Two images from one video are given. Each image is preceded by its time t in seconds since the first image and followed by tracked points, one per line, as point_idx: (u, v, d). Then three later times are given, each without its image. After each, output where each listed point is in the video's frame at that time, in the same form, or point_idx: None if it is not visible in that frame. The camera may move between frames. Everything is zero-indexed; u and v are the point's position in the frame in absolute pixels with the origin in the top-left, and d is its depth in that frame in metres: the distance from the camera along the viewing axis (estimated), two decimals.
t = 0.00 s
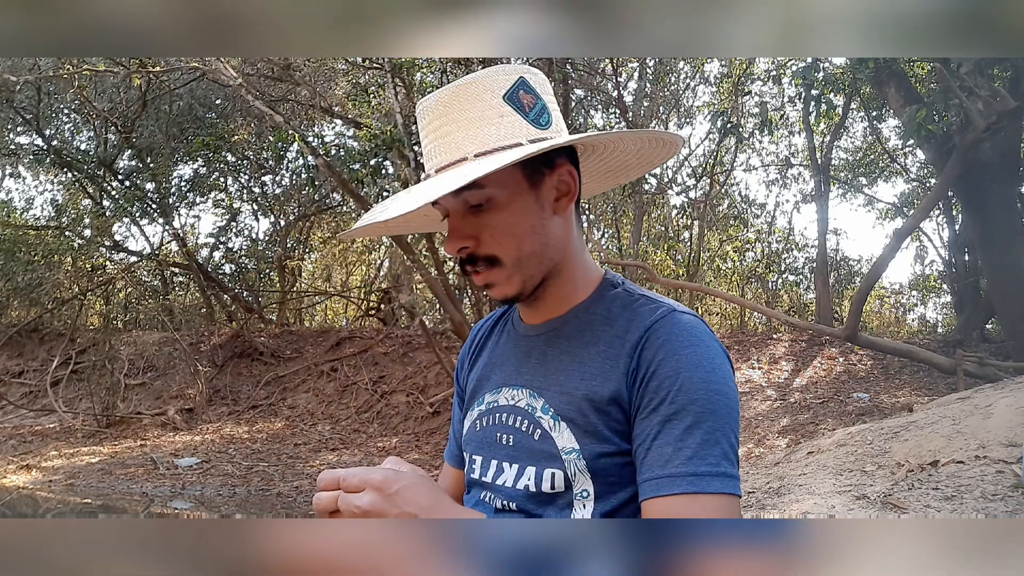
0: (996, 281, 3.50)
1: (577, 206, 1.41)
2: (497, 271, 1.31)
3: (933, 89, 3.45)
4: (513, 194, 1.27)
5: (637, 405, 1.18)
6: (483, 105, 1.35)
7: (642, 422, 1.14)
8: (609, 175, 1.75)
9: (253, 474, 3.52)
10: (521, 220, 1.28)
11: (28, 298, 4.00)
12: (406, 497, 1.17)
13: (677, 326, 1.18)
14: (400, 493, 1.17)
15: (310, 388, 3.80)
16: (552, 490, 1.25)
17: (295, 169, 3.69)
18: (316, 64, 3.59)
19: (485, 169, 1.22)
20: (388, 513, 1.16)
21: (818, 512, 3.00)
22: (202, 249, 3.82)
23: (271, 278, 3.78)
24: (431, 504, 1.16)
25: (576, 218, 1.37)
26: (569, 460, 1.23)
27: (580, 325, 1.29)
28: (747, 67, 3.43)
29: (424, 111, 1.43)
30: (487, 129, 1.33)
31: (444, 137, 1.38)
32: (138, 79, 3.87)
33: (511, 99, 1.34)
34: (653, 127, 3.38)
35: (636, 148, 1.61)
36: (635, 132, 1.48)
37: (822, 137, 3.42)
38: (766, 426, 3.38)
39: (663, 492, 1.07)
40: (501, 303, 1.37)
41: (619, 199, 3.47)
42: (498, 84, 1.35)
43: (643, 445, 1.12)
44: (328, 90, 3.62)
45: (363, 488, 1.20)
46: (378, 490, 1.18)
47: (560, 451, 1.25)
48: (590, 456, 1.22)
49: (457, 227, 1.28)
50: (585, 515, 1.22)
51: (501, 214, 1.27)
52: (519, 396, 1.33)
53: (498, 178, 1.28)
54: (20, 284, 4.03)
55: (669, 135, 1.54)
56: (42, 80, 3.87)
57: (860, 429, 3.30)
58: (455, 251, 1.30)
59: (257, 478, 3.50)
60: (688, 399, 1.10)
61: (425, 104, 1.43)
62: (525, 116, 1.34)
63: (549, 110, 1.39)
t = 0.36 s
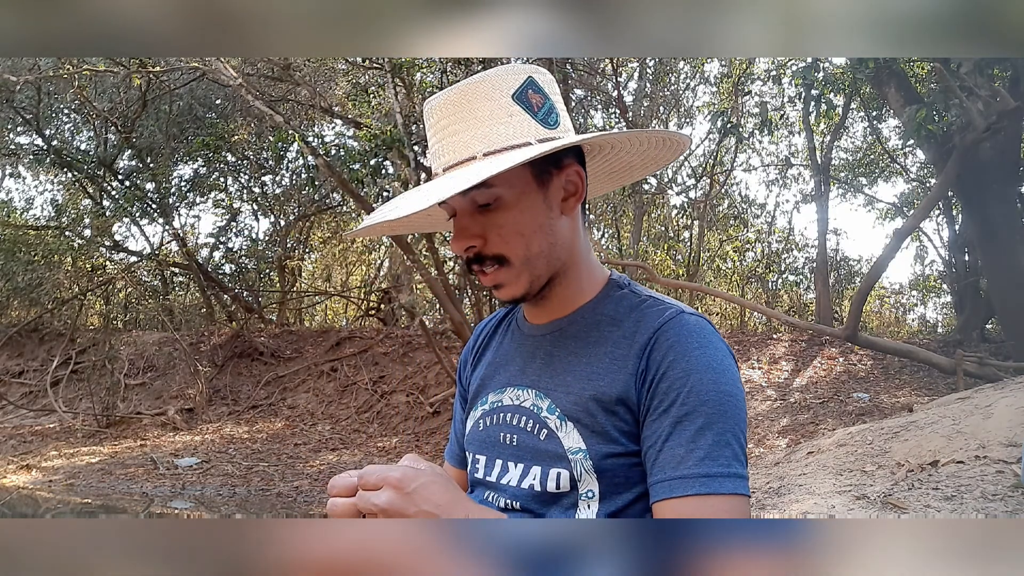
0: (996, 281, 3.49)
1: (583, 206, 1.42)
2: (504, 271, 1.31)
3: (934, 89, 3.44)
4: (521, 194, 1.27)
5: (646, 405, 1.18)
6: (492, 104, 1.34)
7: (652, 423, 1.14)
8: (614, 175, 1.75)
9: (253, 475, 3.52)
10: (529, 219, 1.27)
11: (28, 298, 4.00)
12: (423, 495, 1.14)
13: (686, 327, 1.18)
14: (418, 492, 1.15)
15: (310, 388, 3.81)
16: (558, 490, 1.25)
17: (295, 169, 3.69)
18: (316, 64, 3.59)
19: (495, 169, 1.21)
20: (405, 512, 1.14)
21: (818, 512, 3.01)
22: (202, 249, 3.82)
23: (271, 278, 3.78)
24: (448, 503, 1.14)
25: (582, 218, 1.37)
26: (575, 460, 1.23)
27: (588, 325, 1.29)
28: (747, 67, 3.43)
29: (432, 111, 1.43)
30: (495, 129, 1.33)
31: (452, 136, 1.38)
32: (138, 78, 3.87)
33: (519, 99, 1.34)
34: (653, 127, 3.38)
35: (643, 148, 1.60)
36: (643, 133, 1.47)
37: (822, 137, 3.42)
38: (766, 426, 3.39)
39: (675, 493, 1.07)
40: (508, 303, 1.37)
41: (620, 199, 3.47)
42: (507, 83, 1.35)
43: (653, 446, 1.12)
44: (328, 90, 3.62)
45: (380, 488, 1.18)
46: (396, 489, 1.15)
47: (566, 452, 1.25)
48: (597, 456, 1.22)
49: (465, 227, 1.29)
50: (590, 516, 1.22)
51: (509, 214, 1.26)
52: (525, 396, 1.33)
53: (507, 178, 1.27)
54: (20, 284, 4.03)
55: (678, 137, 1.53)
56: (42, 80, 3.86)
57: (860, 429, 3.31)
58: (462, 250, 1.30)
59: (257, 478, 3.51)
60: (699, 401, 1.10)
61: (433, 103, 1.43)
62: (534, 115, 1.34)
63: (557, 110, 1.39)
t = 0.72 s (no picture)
0: (996, 282, 3.49)
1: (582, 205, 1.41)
2: (503, 270, 1.31)
3: (933, 89, 3.44)
4: (518, 193, 1.27)
5: (648, 407, 1.18)
6: (489, 104, 1.34)
7: (654, 425, 1.14)
8: (614, 176, 1.74)
9: (253, 474, 3.52)
10: (526, 218, 1.28)
11: (27, 298, 4.00)
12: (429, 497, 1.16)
13: (687, 329, 1.18)
14: (423, 495, 1.17)
15: (310, 388, 3.80)
16: (559, 490, 1.25)
17: (294, 169, 3.69)
18: (316, 64, 3.59)
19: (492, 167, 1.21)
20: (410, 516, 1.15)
21: (818, 512, 3.01)
22: (202, 249, 3.82)
23: (271, 278, 3.79)
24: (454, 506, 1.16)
25: (581, 217, 1.37)
26: (577, 460, 1.24)
27: (587, 326, 1.29)
28: (746, 66, 3.43)
29: (430, 109, 1.43)
30: (493, 128, 1.33)
31: (450, 136, 1.38)
32: (138, 79, 3.87)
33: (517, 98, 1.35)
34: (653, 127, 3.38)
35: (643, 149, 1.60)
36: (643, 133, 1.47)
37: (822, 137, 3.42)
38: (766, 426, 3.39)
39: (678, 494, 1.07)
40: (506, 303, 1.36)
41: (619, 199, 3.48)
42: (506, 83, 1.35)
43: (657, 447, 1.12)
44: (328, 90, 3.62)
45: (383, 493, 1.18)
46: (401, 492, 1.17)
47: (568, 452, 1.25)
48: (598, 457, 1.22)
49: (463, 226, 1.29)
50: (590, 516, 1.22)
51: (506, 213, 1.27)
52: (525, 396, 1.32)
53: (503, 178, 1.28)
54: (20, 284, 4.03)
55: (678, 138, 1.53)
56: (42, 80, 3.86)
57: (860, 430, 3.31)
58: (460, 250, 1.30)
59: (257, 478, 3.51)
60: (702, 402, 1.10)
61: (431, 102, 1.43)
62: (532, 115, 1.34)
63: (555, 111, 1.40)
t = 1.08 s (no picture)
0: (996, 281, 3.49)
1: (582, 207, 1.41)
2: (503, 274, 1.30)
3: (933, 89, 3.44)
4: (517, 196, 1.27)
5: (652, 410, 1.18)
6: (486, 107, 1.34)
7: (659, 428, 1.14)
8: (612, 175, 1.74)
9: (253, 474, 3.52)
10: (526, 222, 1.28)
11: (28, 298, 4.00)
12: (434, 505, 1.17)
13: (690, 331, 1.18)
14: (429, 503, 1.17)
15: (310, 388, 3.80)
16: (561, 492, 1.25)
17: (295, 169, 3.70)
18: (316, 64, 3.59)
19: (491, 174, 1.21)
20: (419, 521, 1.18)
21: (818, 512, 3.02)
22: (202, 249, 3.82)
23: (271, 278, 3.79)
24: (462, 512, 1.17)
25: (580, 219, 1.37)
26: (580, 463, 1.24)
27: (588, 329, 1.29)
28: (746, 66, 3.44)
29: (426, 114, 1.43)
30: (491, 133, 1.33)
31: (447, 141, 1.38)
32: (138, 79, 3.87)
33: (514, 101, 1.34)
34: (653, 127, 3.38)
35: (640, 148, 1.60)
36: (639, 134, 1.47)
37: (822, 137, 3.41)
38: (766, 426, 3.39)
39: (685, 497, 1.07)
40: (507, 307, 1.36)
41: (619, 199, 3.48)
42: (502, 86, 1.34)
43: (663, 450, 1.12)
44: (328, 90, 3.62)
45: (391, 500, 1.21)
46: (408, 501, 1.19)
47: (571, 454, 1.25)
48: (601, 459, 1.22)
49: (461, 231, 1.29)
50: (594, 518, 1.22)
51: (506, 217, 1.27)
52: (526, 398, 1.33)
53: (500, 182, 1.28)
54: (20, 284, 4.03)
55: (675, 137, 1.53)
56: (42, 80, 3.86)
57: (860, 430, 3.31)
58: (460, 255, 1.30)
59: (257, 478, 3.51)
60: (706, 404, 1.09)
61: (427, 107, 1.43)
62: (529, 118, 1.34)
63: (552, 112, 1.39)
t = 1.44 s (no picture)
0: (996, 281, 3.49)
1: (581, 207, 1.41)
2: (503, 277, 1.30)
3: (933, 89, 3.44)
4: (516, 199, 1.27)
5: (655, 412, 1.18)
6: (483, 110, 1.34)
7: (663, 429, 1.14)
8: (611, 173, 1.74)
9: (253, 474, 3.52)
10: (526, 224, 1.27)
11: (28, 298, 4.00)
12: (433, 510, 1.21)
13: (690, 332, 1.18)
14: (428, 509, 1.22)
15: (310, 388, 3.80)
16: (562, 493, 1.25)
17: (295, 169, 3.70)
18: (316, 63, 3.58)
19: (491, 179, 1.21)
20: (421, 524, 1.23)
21: (818, 512, 3.01)
22: (202, 249, 3.82)
23: (271, 278, 3.79)
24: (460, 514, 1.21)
25: (579, 220, 1.37)
26: (581, 464, 1.24)
27: (588, 330, 1.29)
28: (746, 66, 3.44)
29: (423, 117, 1.42)
30: (490, 136, 1.33)
31: (445, 144, 1.37)
32: (138, 78, 3.87)
33: (512, 103, 1.34)
34: (653, 128, 3.38)
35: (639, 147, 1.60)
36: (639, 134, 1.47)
37: (822, 137, 3.42)
38: (766, 426, 3.39)
39: (691, 497, 1.07)
40: (507, 309, 1.36)
41: (619, 199, 3.49)
42: (500, 88, 1.34)
43: (667, 451, 1.12)
44: (328, 90, 3.62)
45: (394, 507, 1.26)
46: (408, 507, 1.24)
47: (571, 456, 1.25)
48: (602, 461, 1.23)
49: (461, 235, 1.28)
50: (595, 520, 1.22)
51: (505, 220, 1.26)
52: (527, 399, 1.33)
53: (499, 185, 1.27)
54: (20, 284, 4.03)
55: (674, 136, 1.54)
56: (42, 80, 3.86)
57: (860, 430, 3.31)
58: (459, 258, 1.30)
59: (257, 478, 3.51)
60: (709, 403, 1.09)
61: (424, 109, 1.42)
62: (527, 120, 1.34)
63: (550, 113, 1.39)
